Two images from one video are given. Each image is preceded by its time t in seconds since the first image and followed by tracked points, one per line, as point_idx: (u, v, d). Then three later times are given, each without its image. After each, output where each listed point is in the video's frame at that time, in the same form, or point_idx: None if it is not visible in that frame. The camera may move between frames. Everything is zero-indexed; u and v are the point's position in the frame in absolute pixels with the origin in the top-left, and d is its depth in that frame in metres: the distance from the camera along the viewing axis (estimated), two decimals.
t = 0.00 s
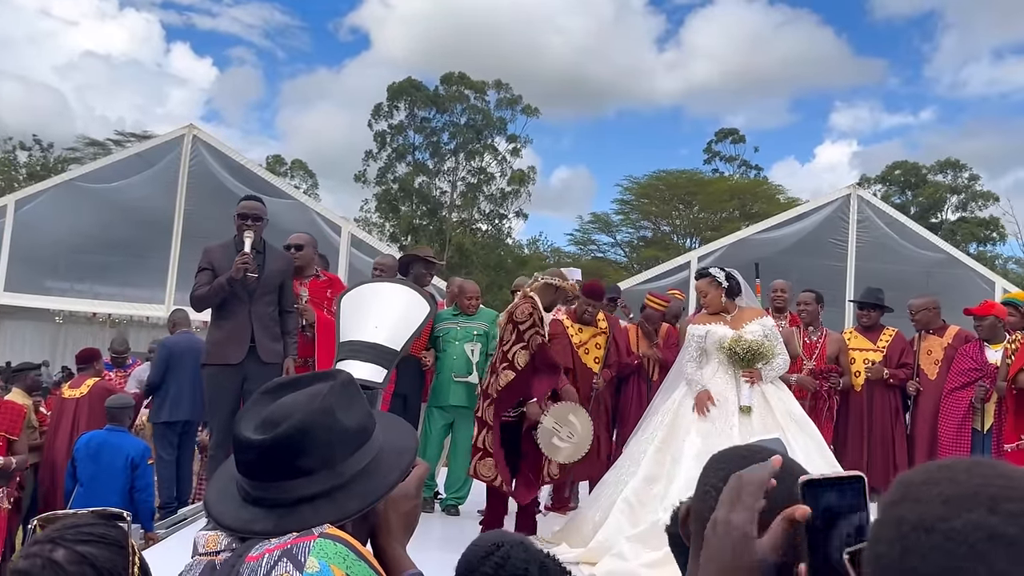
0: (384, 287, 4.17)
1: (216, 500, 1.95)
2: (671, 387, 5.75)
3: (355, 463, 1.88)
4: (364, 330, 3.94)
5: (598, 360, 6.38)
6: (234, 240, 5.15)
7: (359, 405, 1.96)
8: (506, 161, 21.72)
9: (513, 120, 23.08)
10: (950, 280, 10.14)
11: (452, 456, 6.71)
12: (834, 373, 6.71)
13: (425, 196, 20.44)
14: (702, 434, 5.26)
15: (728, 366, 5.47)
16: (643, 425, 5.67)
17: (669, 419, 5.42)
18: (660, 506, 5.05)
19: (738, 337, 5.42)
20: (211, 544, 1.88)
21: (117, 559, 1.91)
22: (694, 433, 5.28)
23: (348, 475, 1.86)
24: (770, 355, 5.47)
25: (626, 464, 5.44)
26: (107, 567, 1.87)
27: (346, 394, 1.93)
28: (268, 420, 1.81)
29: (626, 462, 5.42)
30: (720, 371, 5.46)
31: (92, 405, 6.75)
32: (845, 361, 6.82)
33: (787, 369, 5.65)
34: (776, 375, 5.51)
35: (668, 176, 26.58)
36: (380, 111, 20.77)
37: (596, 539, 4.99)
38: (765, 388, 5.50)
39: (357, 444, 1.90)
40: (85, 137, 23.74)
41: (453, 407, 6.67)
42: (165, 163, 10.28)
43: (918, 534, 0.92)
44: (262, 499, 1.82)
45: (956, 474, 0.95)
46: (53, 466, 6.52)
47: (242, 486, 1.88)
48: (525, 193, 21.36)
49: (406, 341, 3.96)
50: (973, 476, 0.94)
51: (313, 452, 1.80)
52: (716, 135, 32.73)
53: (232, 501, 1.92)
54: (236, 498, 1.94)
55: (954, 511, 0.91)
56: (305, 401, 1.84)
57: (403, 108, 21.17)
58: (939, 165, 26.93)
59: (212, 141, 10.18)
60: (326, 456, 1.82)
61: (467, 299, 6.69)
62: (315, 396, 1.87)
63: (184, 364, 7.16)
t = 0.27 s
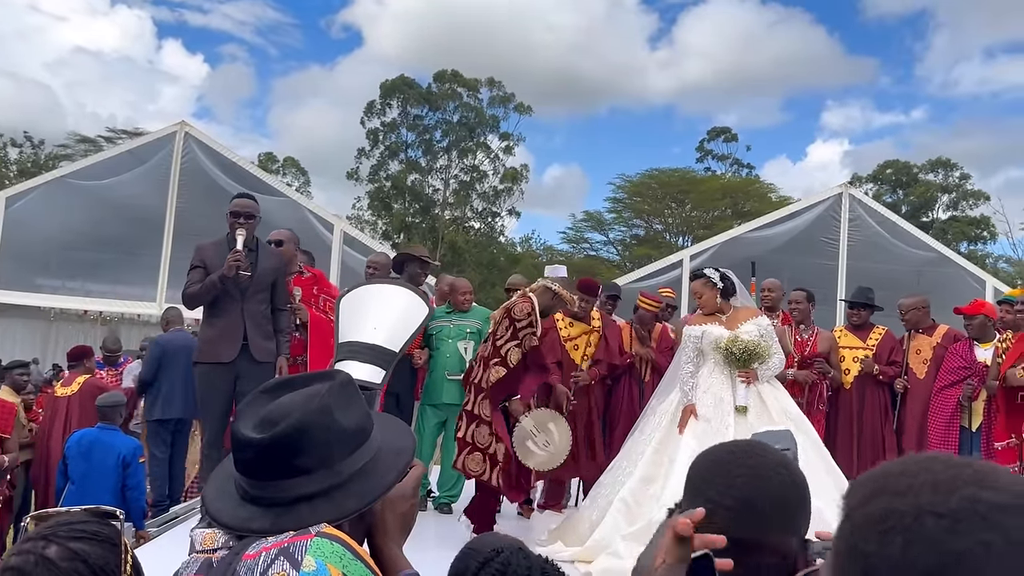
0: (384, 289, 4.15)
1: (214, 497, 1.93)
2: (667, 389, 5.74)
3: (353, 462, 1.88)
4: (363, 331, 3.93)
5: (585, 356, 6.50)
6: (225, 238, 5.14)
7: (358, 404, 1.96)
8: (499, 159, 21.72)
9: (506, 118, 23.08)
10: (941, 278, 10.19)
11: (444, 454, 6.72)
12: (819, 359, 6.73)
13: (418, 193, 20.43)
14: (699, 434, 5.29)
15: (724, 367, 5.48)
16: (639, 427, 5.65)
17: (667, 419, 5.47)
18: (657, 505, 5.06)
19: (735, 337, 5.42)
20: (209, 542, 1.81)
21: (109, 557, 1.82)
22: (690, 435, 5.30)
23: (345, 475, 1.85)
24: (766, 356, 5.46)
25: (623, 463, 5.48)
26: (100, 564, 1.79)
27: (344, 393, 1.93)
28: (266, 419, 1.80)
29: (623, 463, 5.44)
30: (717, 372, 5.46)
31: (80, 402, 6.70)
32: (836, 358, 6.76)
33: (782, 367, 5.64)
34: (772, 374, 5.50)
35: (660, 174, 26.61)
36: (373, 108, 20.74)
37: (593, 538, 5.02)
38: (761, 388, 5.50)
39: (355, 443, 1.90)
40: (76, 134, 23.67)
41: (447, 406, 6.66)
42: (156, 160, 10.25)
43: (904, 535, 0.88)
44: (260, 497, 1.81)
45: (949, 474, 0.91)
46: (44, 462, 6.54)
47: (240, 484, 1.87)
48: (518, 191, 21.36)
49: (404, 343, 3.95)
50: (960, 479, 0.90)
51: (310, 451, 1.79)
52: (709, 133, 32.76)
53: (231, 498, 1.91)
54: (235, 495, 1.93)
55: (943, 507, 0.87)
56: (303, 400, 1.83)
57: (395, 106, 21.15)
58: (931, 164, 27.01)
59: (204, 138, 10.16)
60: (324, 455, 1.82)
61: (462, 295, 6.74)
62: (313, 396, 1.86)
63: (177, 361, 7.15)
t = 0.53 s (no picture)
0: (383, 289, 4.14)
1: (217, 496, 1.93)
2: (665, 391, 5.76)
3: (357, 461, 1.87)
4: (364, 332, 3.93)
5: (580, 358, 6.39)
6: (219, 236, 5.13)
7: (360, 404, 1.95)
8: (494, 158, 21.72)
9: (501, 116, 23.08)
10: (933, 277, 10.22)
11: (440, 452, 6.72)
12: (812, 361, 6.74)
13: (412, 192, 20.42)
14: (698, 435, 5.29)
15: (721, 367, 5.48)
16: (637, 428, 5.65)
17: (665, 419, 5.48)
18: (656, 505, 5.08)
19: (731, 337, 5.42)
20: (211, 540, 1.88)
21: (102, 554, 1.80)
22: (689, 434, 5.31)
23: (348, 474, 1.84)
24: (762, 355, 5.46)
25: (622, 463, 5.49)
26: (93, 561, 1.77)
27: (347, 392, 1.92)
28: (270, 418, 1.79)
29: (622, 464, 5.45)
30: (714, 373, 5.47)
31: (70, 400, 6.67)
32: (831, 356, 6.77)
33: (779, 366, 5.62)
34: (768, 372, 5.49)
35: (654, 173, 26.62)
36: (367, 106, 20.73)
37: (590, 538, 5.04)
38: (758, 387, 5.45)
39: (358, 442, 1.89)
40: (69, 132, 23.62)
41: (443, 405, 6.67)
42: (150, 158, 10.23)
43: (828, 518, 0.82)
44: (263, 495, 1.80)
45: (866, 460, 0.88)
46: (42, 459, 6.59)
47: (243, 483, 1.87)
48: (512, 189, 21.37)
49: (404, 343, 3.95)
50: (876, 461, 0.87)
51: (314, 450, 1.78)
52: (702, 132, 32.81)
53: (233, 496, 1.90)
54: (239, 494, 1.93)
55: (863, 484, 0.83)
56: (307, 399, 1.82)
57: (390, 104, 21.13)
58: (924, 163, 27.08)
59: (197, 136, 10.15)
60: (327, 453, 1.81)
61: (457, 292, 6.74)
62: (316, 395, 1.85)
63: (170, 359, 7.16)
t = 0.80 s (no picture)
0: (384, 293, 4.10)
1: (218, 499, 1.92)
2: (661, 391, 5.74)
3: (358, 464, 1.86)
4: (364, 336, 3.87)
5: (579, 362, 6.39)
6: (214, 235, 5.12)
7: (361, 406, 1.93)
8: (489, 158, 21.72)
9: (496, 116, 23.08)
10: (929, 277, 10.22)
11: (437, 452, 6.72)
12: (806, 360, 6.75)
13: (407, 192, 20.41)
14: (696, 435, 5.29)
15: (720, 368, 5.49)
16: (635, 429, 5.66)
17: (663, 419, 5.47)
18: (654, 506, 5.09)
19: (730, 337, 5.44)
20: (213, 545, 1.92)
21: (86, 556, 1.80)
22: (688, 434, 5.31)
23: (350, 476, 1.83)
24: (760, 356, 5.48)
25: (620, 464, 5.48)
26: (76, 563, 1.77)
27: (348, 395, 1.91)
28: (271, 422, 1.79)
29: (619, 465, 5.45)
30: (712, 374, 5.48)
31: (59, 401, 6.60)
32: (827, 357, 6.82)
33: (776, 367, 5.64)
34: (765, 372, 5.51)
35: (650, 173, 26.63)
36: (363, 106, 20.71)
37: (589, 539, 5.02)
38: (755, 387, 5.47)
39: (359, 445, 1.87)
40: (63, 131, 23.57)
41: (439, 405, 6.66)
42: (145, 157, 10.20)
43: (771, 511, 0.92)
44: (263, 499, 1.79)
45: (807, 458, 0.99)
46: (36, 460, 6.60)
47: (243, 487, 1.85)
48: (508, 189, 21.36)
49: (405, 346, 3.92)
50: (815, 459, 0.98)
51: (315, 453, 1.77)
52: (698, 132, 32.86)
53: (234, 500, 1.89)
54: (239, 499, 1.91)
55: (802, 478, 0.94)
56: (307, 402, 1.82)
57: (385, 104, 21.12)
58: (918, 164, 27.15)
59: (192, 136, 10.14)
60: (328, 456, 1.80)
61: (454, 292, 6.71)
62: (316, 399, 1.84)
63: (165, 359, 7.15)
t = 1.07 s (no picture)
0: (394, 295, 4.10)
1: (225, 507, 1.91)
2: (661, 392, 5.74)
3: (370, 473, 1.84)
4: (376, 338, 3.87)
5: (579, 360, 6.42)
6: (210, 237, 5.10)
7: (374, 414, 1.91)
8: (486, 160, 21.72)
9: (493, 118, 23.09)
10: (926, 279, 10.23)
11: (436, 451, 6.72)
12: (803, 362, 6.77)
13: (404, 193, 20.40)
14: (696, 437, 5.29)
15: (719, 369, 5.49)
16: (635, 430, 5.66)
17: (662, 420, 5.48)
18: (654, 508, 5.10)
19: (729, 339, 5.44)
20: (221, 559, 2.01)
21: (81, 562, 1.80)
22: (687, 436, 5.31)
23: (363, 485, 1.81)
24: (758, 357, 5.48)
25: (619, 465, 5.49)
26: (71, 569, 1.76)
27: (361, 401, 1.88)
28: (283, 430, 1.76)
29: (619, 466, 5.46)
30: (712, 375, 5.47)
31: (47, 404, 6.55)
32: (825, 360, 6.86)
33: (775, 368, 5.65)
34: (765, 374, 5.51)
35: (647, 175, 26.66)
36: (359, 108, 20.70)
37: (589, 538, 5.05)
38: (755, 388, 5.48)
39: (371, 453, 1.85)
40: (59, 133, 23.53)
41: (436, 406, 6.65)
42: (141, 159, 10.19)
43: (764, 512, 0.93)
44: (275, 509, 1.76)
45: (804, 457, 0.99)
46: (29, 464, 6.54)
47: (254, 495, 1.83)
48: (505, 191, 21.36)
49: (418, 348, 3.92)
50: (811, 458, 0.98)
51: (329, 462, 1.75)
52: (694, 134, 32.90)
53: (242, 509, 1.87)
54: (249, 508, 1.89)
55: (798, 480, 0.93)
56: (321, 409, 1.79)
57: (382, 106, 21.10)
58: (914, 165, 27.20)
59: (189, 138, 10.12)
60: (341, 466, 1.77)
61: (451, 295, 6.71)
62: (329, 405, 1.82)
63: (165, 360, 7.14)
